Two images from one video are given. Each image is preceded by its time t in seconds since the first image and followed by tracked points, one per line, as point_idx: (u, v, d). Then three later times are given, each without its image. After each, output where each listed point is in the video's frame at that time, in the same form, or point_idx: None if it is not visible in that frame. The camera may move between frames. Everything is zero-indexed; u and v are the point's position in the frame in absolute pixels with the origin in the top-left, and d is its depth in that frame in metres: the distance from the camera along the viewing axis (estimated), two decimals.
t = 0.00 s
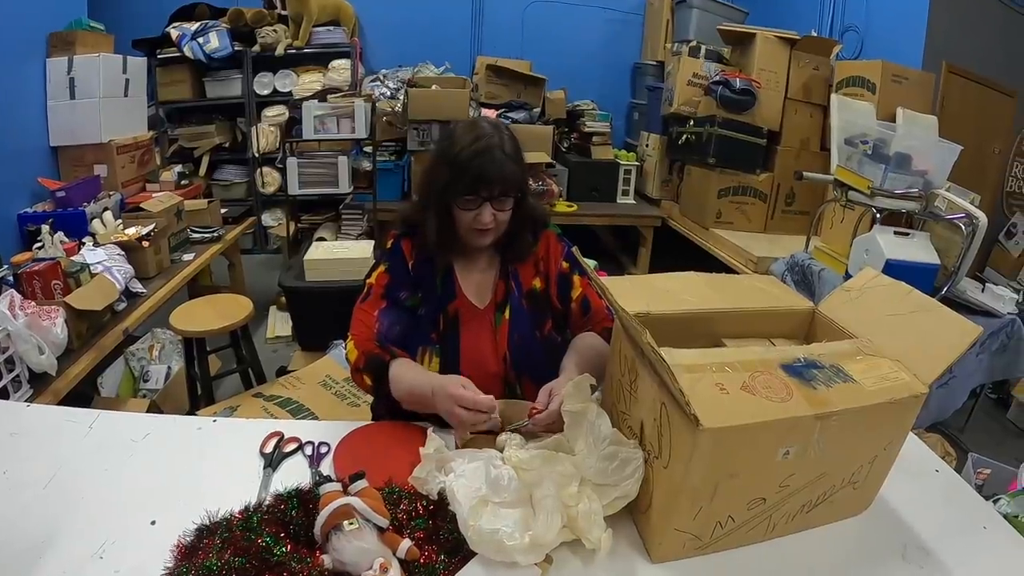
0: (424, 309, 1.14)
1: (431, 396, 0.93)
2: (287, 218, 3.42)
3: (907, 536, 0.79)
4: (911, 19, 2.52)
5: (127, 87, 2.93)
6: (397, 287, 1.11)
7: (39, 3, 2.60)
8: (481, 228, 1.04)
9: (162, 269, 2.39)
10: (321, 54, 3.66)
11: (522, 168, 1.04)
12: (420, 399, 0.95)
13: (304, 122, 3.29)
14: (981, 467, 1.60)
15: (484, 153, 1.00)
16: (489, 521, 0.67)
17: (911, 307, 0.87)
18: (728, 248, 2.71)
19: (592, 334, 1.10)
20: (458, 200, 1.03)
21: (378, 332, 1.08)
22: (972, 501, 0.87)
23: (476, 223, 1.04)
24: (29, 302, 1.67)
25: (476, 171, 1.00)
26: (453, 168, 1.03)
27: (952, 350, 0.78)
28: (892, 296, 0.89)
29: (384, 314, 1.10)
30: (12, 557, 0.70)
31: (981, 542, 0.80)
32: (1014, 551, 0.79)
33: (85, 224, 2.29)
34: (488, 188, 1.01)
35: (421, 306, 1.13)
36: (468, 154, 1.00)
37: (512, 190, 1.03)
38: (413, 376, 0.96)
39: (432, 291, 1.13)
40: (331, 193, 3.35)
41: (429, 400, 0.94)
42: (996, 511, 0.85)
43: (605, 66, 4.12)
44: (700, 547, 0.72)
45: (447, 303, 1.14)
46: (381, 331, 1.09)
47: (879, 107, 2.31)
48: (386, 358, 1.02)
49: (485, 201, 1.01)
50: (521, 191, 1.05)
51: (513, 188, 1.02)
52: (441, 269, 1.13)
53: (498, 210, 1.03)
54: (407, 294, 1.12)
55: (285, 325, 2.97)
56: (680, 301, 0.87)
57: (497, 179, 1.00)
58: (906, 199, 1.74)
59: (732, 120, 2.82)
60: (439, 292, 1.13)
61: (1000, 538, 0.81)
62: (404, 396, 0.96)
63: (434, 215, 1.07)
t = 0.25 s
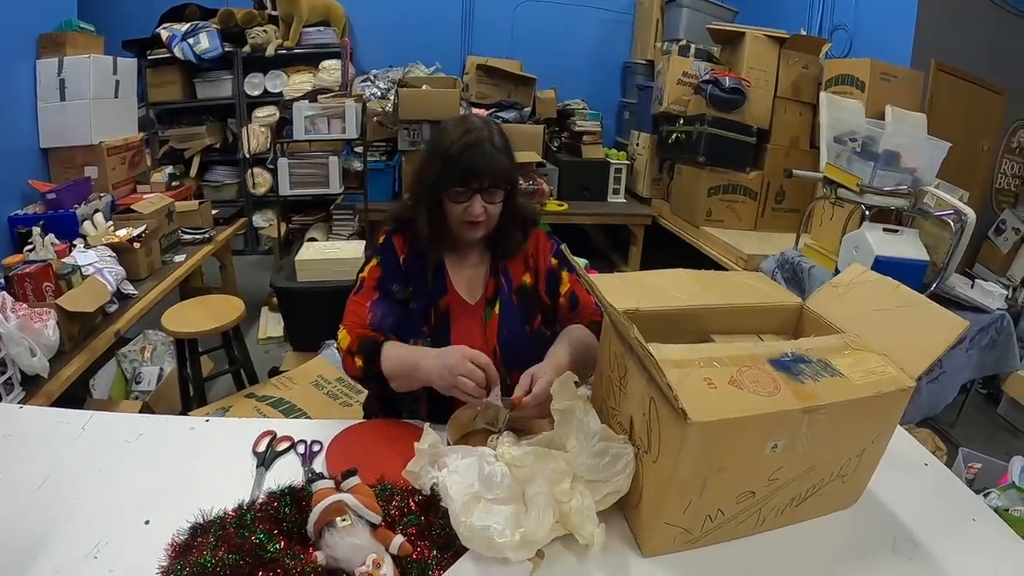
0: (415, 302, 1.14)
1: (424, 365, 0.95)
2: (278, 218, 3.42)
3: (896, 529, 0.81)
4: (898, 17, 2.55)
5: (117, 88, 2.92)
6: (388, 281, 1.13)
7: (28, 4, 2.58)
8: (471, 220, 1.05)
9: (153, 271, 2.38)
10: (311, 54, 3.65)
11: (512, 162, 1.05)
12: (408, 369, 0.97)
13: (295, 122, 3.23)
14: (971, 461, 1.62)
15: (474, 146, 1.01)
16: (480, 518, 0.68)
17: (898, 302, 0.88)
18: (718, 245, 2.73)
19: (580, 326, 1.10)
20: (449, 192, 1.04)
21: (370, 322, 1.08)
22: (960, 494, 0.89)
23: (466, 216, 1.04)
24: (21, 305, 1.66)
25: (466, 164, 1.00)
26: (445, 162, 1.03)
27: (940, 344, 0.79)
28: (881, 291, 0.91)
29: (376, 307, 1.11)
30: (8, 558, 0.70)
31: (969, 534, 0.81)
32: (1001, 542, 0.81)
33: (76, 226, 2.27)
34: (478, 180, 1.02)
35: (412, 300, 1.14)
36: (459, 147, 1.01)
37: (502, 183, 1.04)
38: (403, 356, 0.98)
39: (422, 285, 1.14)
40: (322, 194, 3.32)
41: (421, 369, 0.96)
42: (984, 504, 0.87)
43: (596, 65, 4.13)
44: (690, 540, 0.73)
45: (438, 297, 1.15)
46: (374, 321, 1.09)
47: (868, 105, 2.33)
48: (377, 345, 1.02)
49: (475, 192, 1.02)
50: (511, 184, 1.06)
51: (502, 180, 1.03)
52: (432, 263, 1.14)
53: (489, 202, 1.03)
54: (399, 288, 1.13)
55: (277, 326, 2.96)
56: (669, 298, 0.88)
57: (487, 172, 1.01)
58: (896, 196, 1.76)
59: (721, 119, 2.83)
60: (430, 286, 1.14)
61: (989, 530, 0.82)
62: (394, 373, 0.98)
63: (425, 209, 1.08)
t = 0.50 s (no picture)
0: (415, 299, 1.14)
1: (428, 357, 0.95)
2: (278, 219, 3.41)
3: (896, 529, 0.81)
4: (897, 17, 2.55)
5: (117, 88, 2.91)
6: (388, 278, 1.13)
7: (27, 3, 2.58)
8: (468, 215, 1.05)
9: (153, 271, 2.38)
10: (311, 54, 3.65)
11: (507, 154, 1.06)
12: (411, 362, 0.97)
13: (294, 123, 3.17)
14: (971, 461, 1.62)
15: (468, 139, 1.02)
16: (480, 518, 0.68)
17: (898, 302, 0.88)
18: (718, 245, 2.73)
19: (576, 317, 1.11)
20: (445, 187, 1.04)
21: (370, 320, 1.09)
22: (960, 494, 0.89)
23: (463, 210, 1.05)
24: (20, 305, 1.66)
25: (460, 157, 1.01)
26: (440, 157, 1.04)
27: (940, 343, 0.79)
28: (881, 290, 0.91)
29: (376, 303, 1.11)
30: (7, 558, 0.70)
31: (969, 533, 0.81)
32: (1001, 542, 0.81)
33: (75, 226, 2.27)
34: (474, 173, 1.02)
35: (412, 296, 1.13)
36: (453, 142, 1.03)
37: (497, 176, 1.05)
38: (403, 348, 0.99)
39: (422, 282, 1.13)
40: (321, 194, 3.30)
41: (424, 361, 0.96)
42: (984, 504, 0.87)
43: (595, 65, 4.13)
44: (689, 540, 0.73)
45: (437, 294, 1.14)
46: (374, 318, 1.09)
47: (867, 105, 2.33)
48: (378, 343, 1.03)
49: (471, 185, 1.03)
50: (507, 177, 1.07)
51: (498, 172, 1.03)
52: (431, 260, 1.13)
53: (485, 195, 1.04)
54: (398, 285, 1.13)
55: (277, 326, 2.96)
56: (668, 297, 0.88)
57: (483, 165, 1.02)
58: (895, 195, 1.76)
59: (721, 119, 2.83)
60: (429, 283, 1.14)
61: (988, 529, 0.83)
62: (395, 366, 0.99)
63: (422, 204, 1.09)
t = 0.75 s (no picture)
0: (414, 296, 1.13)
1: (425, 354, 0.95)
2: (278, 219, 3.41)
3: (896, 529, 0.81)
4: (897, 17, 2.55)
5: (117, 88, 2.91)
6: (388, 277, 1.13)
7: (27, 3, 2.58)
8: (465, 214, 1.06)
9: (153, 271, 2.38)
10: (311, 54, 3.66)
11: (503, 154, 1.07)
12: (409, 359, 0.97)
13: (294, 123, 3.17)
14: (970, 461, 1.62)
15: (465, 139, 1.03)
16: (480, 518, 0.68)
17: (898, 302, 0.88)
18: (718, 246, 2.73)
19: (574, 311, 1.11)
20: (442, 186, 1.05)
21: (370, 318, 1.09)
22: (960, 494, 0.89)
23: (460, 209, 1.05)
24: (19, 305, 1.66)
25: (457, 157, 1.02)
26: (437, 156, 1.05)
27: (939, 343, 0.79)
28: (880, 290, 0.91)
29: (376, 301, 1.11)
30: (6, 559, 0.70)
31: (969, 533, 0.81)
32: (1002, 542, 0.81)
33: (75, 226, 2.27)
34: (471, 172, 1.03)
35: (411, 294, 1.13)
36: (450, 141, 1.03)
37: (494, 175, 1.06)
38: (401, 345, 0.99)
39: (422, 281, 1.13)
40: (321, 194, 3.31)
41: (422, 358, 0.96)
42: (984, 504, 0.87)
43: (594, 65, 4.13)
44: (689, 540, 0.73)
45: (435, 292, 1.14)
46: (375, 317, 1.10)
47: (867, 105, 2.33)
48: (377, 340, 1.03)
49: (468, 184, 1.03)
50: (503, 176, 1.08)
51: (495, 171, 1.04)
52: (430, 258, 1.13)
53: (482, 193, 1.04)
54: (398, 283, 1.13)
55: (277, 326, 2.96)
56: (667, 297, 0.88)
57: (479, 164, 1.03)
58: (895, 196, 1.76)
59: (721, 119, 2.84)
60: (428, 281, 1.13)
61: (988, 529, 0.82)
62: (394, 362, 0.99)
63: (419, 203, 1.09)
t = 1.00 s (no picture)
0: (413, 294, 1.13)
1: (422, 350, 0.95)
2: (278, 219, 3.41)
3: (896, 529, 0.81)
4: (897, 17, 2.55)
5: (117, 88, 2.91)
6: (388, 274, 1.13)
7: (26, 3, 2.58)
8: (464, 213, 1.06)
9: (153, 271, 2.38)
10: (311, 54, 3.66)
11: (504, 155, 1.07)
12: (406, 355, 0.97)
13: (294, 124, 3.17)
14: (970, 461, 1.62)
15: (466, 139, 1.03)
16: (480, 518, 0.68)
17: (897, 302, 0.88)
18: (718, 246, 2.73)
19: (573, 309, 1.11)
20: (442, 185, 1.05)
21: (369, 313, 1.09)
22: (960, 495, 0.89)
23: (459, 208, 1.05)
24: (19, 305, 1.66)
25: (458, 157, 1.02)
26: (438, 156, 1.05)
27: (938, 344, 0.79)
28: (879, 290, 0.91)
29: (375, 298, 1.11)
30: (6, 558, 0.70)
31: (969, 533, 0.81)
32: (1002, 542, 0.81)
33: (75, 226, 2.26)
34: (471, 172, 1.03)
35: (410, 291, 1.13)
36: (452, 141, 1.03)
37: (494, 176, 1.06)
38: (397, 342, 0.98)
39: (421, 279, 1.13)
40: (321, 194, 3.31)
41: (418, 354, 0.96)
42: (985, 505, 0.87)
43: (594, 65, 4.13)
44: (689, 540, 0.73)
45: (435, 290, 1.14)
46: (373, 313, 1.10)
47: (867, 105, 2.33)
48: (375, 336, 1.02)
49: (468, 184, 1.03)
50: (503, 177, 1.08)
51: (495, 172, 1.04)
52: (429, 256, 1.13)
53: (482, 194, 1.04)
54: (398, 280, 1.13)
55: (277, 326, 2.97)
56: (667, 297, 0.88)
57: (480, 164, 1.03)
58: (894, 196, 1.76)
59: (721, 119, 2.83)
60: (428, 280, 1.13)
61: (989, 530, 0.82)
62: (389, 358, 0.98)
63: (419, 202, 1.09)
